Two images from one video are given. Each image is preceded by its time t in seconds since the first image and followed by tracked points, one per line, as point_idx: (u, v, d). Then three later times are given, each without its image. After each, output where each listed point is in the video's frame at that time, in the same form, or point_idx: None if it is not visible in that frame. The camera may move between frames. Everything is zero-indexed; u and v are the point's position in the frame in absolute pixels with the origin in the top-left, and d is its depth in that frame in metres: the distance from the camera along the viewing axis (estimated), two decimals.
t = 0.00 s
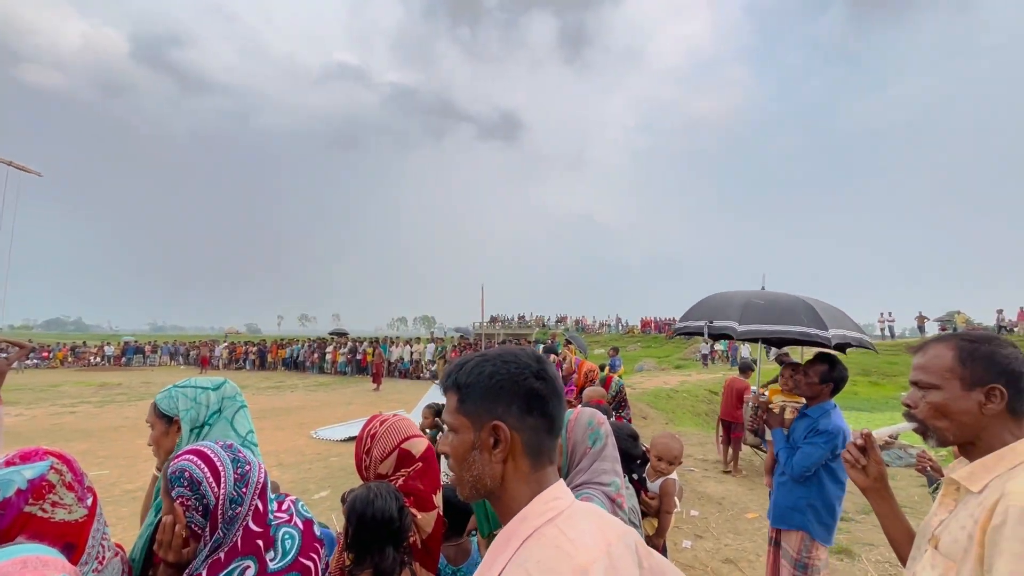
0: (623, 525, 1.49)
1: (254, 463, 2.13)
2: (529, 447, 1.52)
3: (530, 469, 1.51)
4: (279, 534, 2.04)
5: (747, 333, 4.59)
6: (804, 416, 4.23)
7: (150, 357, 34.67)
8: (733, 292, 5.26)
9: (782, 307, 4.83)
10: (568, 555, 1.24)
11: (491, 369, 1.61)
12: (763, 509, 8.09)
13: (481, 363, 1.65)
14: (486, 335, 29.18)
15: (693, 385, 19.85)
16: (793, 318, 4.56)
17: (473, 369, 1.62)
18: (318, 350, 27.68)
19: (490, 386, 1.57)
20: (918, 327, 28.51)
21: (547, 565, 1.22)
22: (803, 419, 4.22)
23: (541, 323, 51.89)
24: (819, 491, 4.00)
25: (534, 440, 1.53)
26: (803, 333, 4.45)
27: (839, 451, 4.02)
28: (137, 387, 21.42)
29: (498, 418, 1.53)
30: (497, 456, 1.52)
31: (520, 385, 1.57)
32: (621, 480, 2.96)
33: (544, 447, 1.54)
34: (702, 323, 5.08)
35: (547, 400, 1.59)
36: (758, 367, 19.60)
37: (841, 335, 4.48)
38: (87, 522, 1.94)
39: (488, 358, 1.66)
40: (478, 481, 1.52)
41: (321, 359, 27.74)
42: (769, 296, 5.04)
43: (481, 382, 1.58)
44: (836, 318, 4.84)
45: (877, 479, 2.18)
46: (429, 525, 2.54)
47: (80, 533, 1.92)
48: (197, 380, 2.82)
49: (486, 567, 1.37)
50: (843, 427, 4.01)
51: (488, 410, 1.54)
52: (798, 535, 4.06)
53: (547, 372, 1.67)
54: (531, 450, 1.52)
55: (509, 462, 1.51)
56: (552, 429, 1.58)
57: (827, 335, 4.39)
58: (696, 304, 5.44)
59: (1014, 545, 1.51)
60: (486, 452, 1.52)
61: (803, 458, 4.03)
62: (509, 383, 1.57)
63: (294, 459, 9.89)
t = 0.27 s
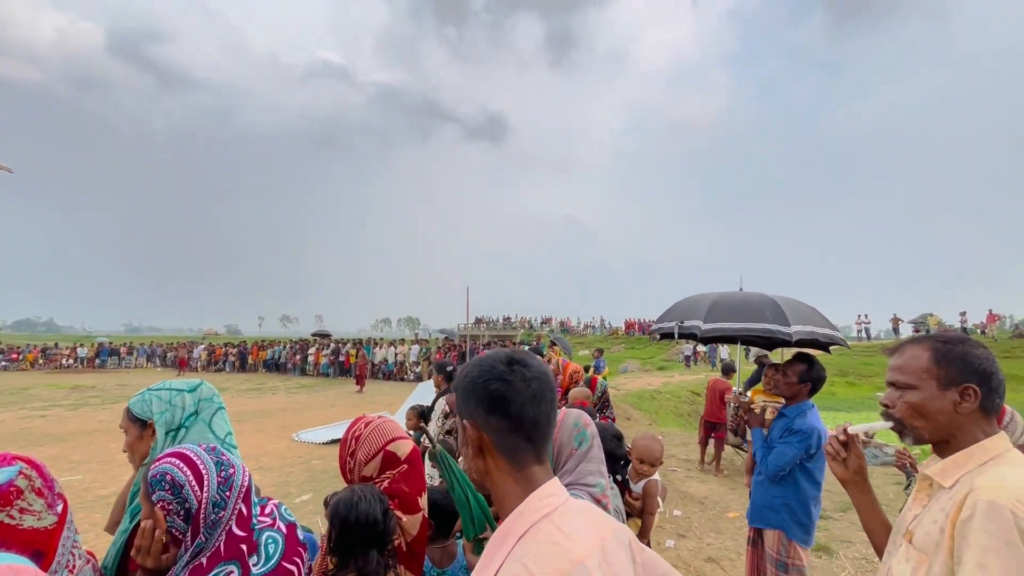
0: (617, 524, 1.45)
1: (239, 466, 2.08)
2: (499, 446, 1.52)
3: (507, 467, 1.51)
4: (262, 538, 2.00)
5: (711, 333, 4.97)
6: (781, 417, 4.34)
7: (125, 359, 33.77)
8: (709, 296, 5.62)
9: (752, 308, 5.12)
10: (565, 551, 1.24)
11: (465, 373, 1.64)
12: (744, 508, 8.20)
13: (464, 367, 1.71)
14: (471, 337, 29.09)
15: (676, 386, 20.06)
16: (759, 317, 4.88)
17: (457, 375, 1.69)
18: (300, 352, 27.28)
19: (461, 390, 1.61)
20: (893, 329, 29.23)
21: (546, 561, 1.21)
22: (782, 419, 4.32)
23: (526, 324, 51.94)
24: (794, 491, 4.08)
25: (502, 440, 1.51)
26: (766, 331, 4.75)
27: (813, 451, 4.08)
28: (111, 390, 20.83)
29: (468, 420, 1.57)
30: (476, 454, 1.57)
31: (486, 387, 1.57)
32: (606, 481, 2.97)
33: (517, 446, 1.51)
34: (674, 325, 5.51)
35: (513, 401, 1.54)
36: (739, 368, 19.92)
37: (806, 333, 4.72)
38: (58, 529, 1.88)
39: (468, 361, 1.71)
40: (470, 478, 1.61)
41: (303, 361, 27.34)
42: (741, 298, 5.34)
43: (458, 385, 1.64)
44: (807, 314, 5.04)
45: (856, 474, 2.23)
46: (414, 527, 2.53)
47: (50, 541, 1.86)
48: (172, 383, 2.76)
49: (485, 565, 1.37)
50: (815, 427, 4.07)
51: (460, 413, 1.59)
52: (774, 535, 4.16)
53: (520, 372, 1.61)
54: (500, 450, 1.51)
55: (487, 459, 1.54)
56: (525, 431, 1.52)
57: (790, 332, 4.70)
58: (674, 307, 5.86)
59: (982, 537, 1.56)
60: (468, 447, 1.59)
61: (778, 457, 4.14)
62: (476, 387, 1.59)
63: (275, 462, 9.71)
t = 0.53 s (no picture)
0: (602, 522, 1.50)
1: (212, 475, 2.04)
2: (521, 448, 1.52)
3: (518, 469, 1.51)
4: (236, 548, 1.97)
5: (684, 333, 5.17)
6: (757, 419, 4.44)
7: (95, 362, 32.74)
8: (688, 298, 5.80)
9: (726, 309, 5.26)
10: (550, 543, 1.24)
11: (491, 373, 1.57)
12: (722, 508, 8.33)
13: (479, 366, 1.62)
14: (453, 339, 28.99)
15: (657, 388, 20.28)
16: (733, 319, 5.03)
17: (472, 372, 1.58)
18: (278, 355, 26.81)
19: (488, 390, 1.54)
20: (866, 331, 30.04)
21: (529, 549, 1.23)
22: (758, 421, 4.41)
23: (509, 327, 51.97)
24: (768, 492, 4.17)
25: (525, 441, 1.54)
26: (737, 333, 4.89)
27: (786, 454, 4.17)
28: (80, 394, 20.17)
29: (495, 420, 1.52)
30: (491, 455, 1.50)
31: (517, 390, 1.56)
32: (587, 483, 2.99)
33: (533, 448, 1.55)
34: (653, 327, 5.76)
35: (539, 404, 1.60)
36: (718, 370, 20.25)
37: (777, 335, 4.83)
38: (16, 543, 1.82)
39: (486, 363, 1.63)
40: (468, 480, 1.50)
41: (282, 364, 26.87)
42: (717, 300, 5.48)
43: (480, 386, 1.55)
44: (783, 317, 5.14)
45: (831, 474, 2.29)
46: (396, 533, 2.51)
47: (9, 556, 1.79)
48: (142, 388, 2.69)
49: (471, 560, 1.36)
50: (790, 430, 4.16)
51: (485, 412, 1.52)
52: (750, 536, 4.25)
53: (540, 379, 1.67)
54: (523, 452, 1.52)
55: (503, 461, 1.50)
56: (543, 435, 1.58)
57: (761, 334, 4.84)
58: (655, 309, 6.08)
59: (945, 533, 1.63)
60: (480, 451, 1.50)
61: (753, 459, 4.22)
62: (509, 388, 1.55)
63: (251, 467, 9.52)
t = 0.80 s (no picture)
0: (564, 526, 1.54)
1: (177, 483, 2.00)
2: (494, 454, 1.56)
3: (487, 475, 1.54)
4: (201, 558, 1.94)
5: (656, 340, 5.31)
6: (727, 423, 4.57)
7: (56, 367, 31.48)
8: (662, 303, 5.93)
9: (698, 316, 5.38)
10: (512, 547, 1.28)
11: (470, 378, 1.59)
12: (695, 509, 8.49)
13: (456, 369, 1.63)
14: (432, 343, 28.81)
15: (634, 391, 20.54)
16: (705, 326, 5.17)
17: (449, 376, 1.59)
18: (251, 359, 26.22)
19: (466, 395, 1.56)
20: (834, 335, 30.99)
21: (491, 553, 1.26)
22: (728, 424, 4.53)
23: (487, 330, 51.91)
24: (734, 494, 4.30)
25: (498, 448, 1.57)
26: (707, 340, 5.02)
27: (753, 456, 4.30)
28: (38, 401, 19.34)
29: (470, 425, 1.54)
30: (461, 460, 1.52)
31: (495, 396, 1.59)
32: (561, 486, 3.02)
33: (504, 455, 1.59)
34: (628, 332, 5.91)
35: (512, 410, 1.64)
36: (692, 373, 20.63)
37: (746, 342, 4.96)
38: None
39: (463, 366, 1.65)
40: (435, 485, 1.51)
41: (255, 368, 26.28)
42: (690, 306, 5.61)
43: (457, 390, 1.57)
44: (754, 325, 5.27)
45: (792, 475, 2.38)
46: (370, 538, 2.50)
47: None
48: (100, 394, 2.62)
49: (432, 561, 1.39)
50: (757, 433, 4.29)
51: (460, 417, 1.54)
52: (717, 537, 4.38)
53: (513, 386, 1.71)
54: (495, 458, 1.55)
55: (474, 466, 1.52)
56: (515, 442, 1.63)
57: (731, 341, 4.97)
58: (631, 314, 6.22)
59: (894, 529, 1.73)
60: (450, 456, 1.52)
61: (721, 462, 4.35)
62: (487, 393, 1.58)
63: (222, 474, 9.30)
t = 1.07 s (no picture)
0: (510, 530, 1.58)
1: (131, 489, 1.95)
2: (440, 460, 1.58)
3: (433, 481, 1.56)
4: (157, 566, 1.88)
5: (620, 343, 5.47)
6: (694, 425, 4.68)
7: (4, 373, 29.84)
8: (629, 307, 6.08)
9: (662, 320, 5.53)
10: (457, 556, 1.30)
11: (418, 382, 1.62)
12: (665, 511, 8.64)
13: (403, 373, 1.64)
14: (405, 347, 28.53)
15: (606, 394, 20.78)
16: (668, 330, 5.32)
17: (395, 380, 1.60)
18: (217, 364, 25.43)
19: (413, 398, 1.57)
20: (799, 339, 32.04)
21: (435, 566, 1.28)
22: (694, 427, 4.64)
23: (461, 335, 51.68)
24: (699, 495, 4.41)
25: (444, 454, 1.59)
26: (669, 343, 5.16)
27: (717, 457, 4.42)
28: None
29: (417, 430, 1.55)
30: (406, 467, 1.53)
31: (443, 400, 1.62)
32: (532, 489, 3.05)
33: (451, 460, 1.62)
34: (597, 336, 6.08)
35: (461, 414, 1.67)
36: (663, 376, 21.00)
37: (707, 345, 5.10)
38: None
39: (411, 368, 1.67)
40: (378, 493, 1.51)
41: (221, 373, 25.49)
42: (656, 310, 5.75)
43: (404, 394, 1.58)
44: (717, 329, 5.41)
45: (746, 479, 2.47)
46: (336, 544, 2.47)
47: None
48: (48, 399, 2.53)
49: (374, 573, 1.39)
50: (720, 435, 4.42)
51: (408, 422, 1.55)
52: (683, 537, 4.47)
53: (463, 389, 1.75)
54: (441, 464, 1.58)
55: (420, 472, 1.54)
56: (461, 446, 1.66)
57: (692, 344, 5.11)
58: (600, 319, 6.38)
59: (842, 525, 1.82)
60: (395, 463, 1.52)
61: (687, 463, 4.46)
62: (435, 397, 1.61)
63: (184, 483, 8.99)
